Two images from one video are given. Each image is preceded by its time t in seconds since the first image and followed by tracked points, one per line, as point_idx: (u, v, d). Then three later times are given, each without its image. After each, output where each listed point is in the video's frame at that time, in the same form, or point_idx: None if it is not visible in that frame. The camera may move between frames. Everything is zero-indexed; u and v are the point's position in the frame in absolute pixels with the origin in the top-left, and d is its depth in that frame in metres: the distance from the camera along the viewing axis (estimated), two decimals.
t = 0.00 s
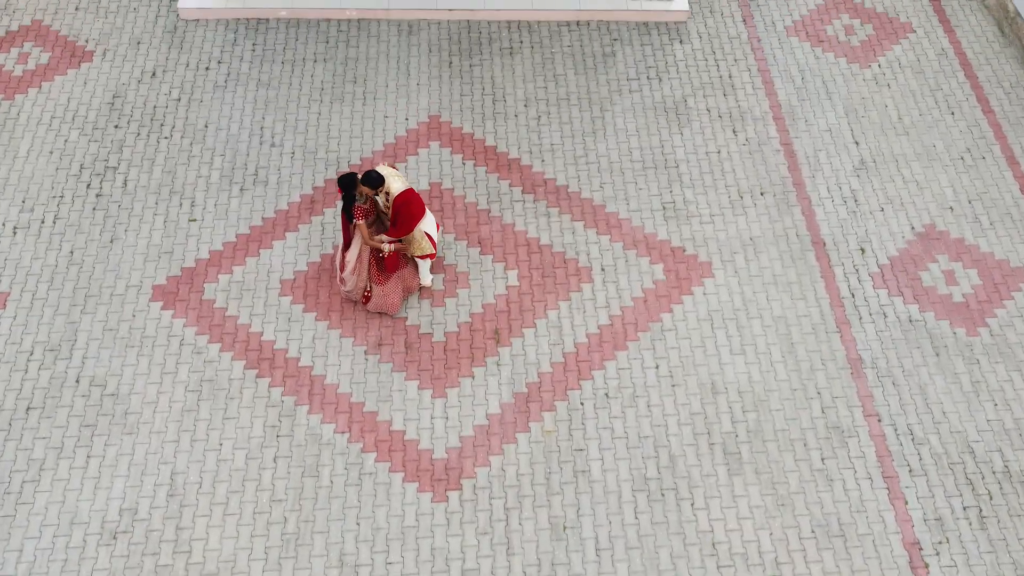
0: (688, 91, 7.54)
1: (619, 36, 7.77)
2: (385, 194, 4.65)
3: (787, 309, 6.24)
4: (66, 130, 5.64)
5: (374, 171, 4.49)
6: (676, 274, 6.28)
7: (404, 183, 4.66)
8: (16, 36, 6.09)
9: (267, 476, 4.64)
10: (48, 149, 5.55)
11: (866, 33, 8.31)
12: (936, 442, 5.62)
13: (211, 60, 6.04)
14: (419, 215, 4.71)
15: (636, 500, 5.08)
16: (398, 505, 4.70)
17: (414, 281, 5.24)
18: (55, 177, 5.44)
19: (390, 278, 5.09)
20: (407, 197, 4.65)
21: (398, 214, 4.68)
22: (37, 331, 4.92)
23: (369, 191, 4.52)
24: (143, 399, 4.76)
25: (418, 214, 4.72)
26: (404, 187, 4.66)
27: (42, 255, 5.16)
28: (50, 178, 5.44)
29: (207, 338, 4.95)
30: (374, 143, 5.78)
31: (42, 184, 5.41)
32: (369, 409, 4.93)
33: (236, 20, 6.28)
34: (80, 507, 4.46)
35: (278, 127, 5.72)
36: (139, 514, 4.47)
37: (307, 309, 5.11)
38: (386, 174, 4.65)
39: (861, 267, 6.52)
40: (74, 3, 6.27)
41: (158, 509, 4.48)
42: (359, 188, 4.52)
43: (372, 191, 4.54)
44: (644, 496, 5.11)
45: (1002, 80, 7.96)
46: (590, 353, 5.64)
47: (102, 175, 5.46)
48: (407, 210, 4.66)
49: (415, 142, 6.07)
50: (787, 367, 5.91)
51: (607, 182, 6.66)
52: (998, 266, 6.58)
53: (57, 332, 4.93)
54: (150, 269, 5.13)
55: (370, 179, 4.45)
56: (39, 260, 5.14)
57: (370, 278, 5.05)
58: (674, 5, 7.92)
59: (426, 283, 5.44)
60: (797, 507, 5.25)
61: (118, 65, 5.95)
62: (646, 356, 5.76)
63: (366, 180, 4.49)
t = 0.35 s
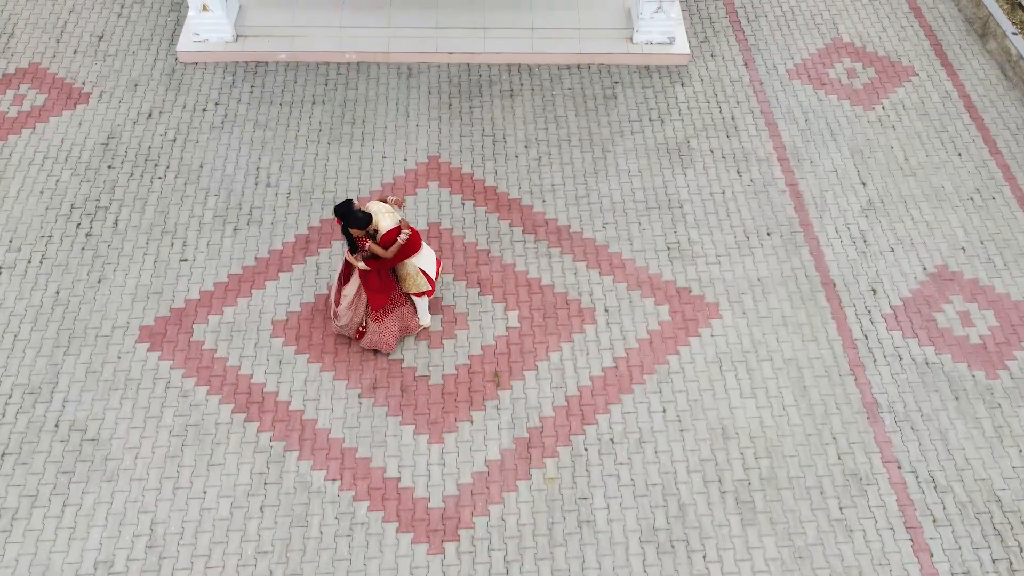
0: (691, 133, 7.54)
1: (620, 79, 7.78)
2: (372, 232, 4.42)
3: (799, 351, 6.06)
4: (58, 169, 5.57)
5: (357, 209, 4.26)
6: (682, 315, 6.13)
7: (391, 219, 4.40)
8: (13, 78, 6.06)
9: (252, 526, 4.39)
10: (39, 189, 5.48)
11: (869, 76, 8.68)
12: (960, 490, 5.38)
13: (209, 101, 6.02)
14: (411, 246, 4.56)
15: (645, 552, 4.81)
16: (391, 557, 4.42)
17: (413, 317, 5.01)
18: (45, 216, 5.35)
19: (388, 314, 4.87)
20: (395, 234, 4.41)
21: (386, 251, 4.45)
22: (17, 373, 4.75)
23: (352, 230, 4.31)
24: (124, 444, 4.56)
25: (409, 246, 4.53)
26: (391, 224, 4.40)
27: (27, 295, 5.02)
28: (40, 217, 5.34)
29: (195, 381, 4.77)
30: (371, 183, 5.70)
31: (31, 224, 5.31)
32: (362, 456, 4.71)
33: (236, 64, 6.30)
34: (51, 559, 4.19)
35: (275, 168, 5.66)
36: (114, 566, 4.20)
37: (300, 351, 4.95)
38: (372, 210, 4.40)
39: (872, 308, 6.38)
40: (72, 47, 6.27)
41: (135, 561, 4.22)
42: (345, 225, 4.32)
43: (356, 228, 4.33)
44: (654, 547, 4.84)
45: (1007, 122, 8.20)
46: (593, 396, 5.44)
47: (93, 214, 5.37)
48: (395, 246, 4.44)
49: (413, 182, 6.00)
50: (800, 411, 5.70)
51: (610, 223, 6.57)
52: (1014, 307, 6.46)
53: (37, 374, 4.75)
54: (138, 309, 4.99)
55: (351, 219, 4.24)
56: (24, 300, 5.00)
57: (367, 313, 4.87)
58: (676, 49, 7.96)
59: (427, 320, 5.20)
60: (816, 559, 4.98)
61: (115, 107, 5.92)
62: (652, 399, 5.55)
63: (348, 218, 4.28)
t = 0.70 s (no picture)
0: (694, 164, 7.50)
1: (620, 110, 7.77)
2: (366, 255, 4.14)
3: (809, 383, 5.89)
4: (49, 199, 5.46)
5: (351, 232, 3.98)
6: (688, 346, 5.98)
7: (386, 241, 4.13)
8: (8, 109, 5.99)
9: (238, 565, 4.12)
10: (29, 218, 5.36)
11: (873, 109, 8.76)
12: (984, 528, 5.14)
13: (205, 132, 5.96)
14: (408, 267, 4.32)
15: None
16: None
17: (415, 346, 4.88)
18: (34, 245, 5.21)
19: (391, 343, 4.72)
20: (391, 257, 4.14)
21: (381, 275, 4.18)
22: None
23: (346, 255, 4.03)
24: (105, 479, 4.33)
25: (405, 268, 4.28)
26: (387, 247, 4.12)
27: (11, 325, 4.86)
28: (28, 247, 5.21)
29: (182, 414, 4.58)
30: (369, 214, 5.65)
31: (19, 253, 5.18)
32: (354, 492, 4.48)
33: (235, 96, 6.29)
34: None
35: (270, 197, 5.57)
36: None
37: (292, 383, 4.77)
38: (367, 233, 4.13)
39: (884, 339, 6.25)
40: (69, 78, 6.22)
41: None
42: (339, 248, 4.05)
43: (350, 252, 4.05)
44: None
45: (1015, 152, 8.23)
46: (597, 430, 5.24)
47: (83, 244, 5.24)
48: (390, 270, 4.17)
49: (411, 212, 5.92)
50: (813, 446, 5.49)
51: (612, 253, 6.48)
52: None
53: (18, 407, 4.56)
54: (125, 340, 4.82)
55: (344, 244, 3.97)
56: (7, 331, 4.84)
57: (369, 341, 4.71)
58: (677, 81, 7.94)
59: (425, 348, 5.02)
60: None
61: (110, 138, 5.85)
62: (659, 433, 5.35)
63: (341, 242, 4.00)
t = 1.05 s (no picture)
0: (697, 196, 7.43)
1: (622, 143, 7.73)
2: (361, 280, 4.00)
3: (822, 418, 5.68)
4: (39, 230, 5.35)
5: (345, 255, 3.84)
6: (695, 378, 5.80)
7: (381, 263, 3.99)
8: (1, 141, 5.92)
9: None
10: (18, 249, 5.24)
11: (877, 142, 8.73)
12: (1013, 568, 4.86)
13: (201, 164, 5.89)
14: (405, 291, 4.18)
15: None
16: None
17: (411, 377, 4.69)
18: (21, 276, 5.09)
19: (387, 375, 4.52)
20: (387, 280, 4.00)
21: (377, 300, 4.03)
22: None
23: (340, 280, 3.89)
24: (82, 517, 4.10)
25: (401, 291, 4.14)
26: (382, 269, 3.99)
27: None
28: (15, 277, 5.08)
29: (166, 448, 4.37)
30: (366, 246, 5.57)
31: (5, 284, 5.05)
32: (345, 530, 4.24)
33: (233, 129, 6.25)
34: None
35: (264, 228, 5.46)
36: None
37: (282, 416, 4.57)
38: (361, 256, 4.00)
39: (899, 372, 6.05)
40: (65, 112, 6.18)
41: None
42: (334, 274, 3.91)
43: (344, 277, 3.91)
44: None
45: None
46: (601, 466, 5.02)
47: (71, 275, 5.11)
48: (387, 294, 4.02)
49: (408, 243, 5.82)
50: (829, 482, 5.26)
51: (615, 284, 6.34)
52: None
53: None
54: (110, 372, 4.65)
55: (339, 268, 3.83)
56: None
57: (365, 373, 4.51)
58: (678, 114, 7.93)
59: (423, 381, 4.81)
60: None
61: (104, 169, 5.78)
62: (666, 469, 5.13)
63: (336, 267, 3.86)
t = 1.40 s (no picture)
0: (701, 222, 7.37)
1: (624, 170, 7.68)
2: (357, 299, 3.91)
3: (835, 446, 5.54)
4: (29, 255, 5.24)
5: (339, 274, 3.77)
6: (702, 405, 5.66)
7: (376, 282, 3.91)
8: None
9: None
10: (6, 274, 5.12)
11: (882, 169, 8.68)
12: None
13: (196, 190, 5.81)
14: (402, 311, 4.09)
15: None
16: None
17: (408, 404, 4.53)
18: (8, 301, 4.95)
19: (384, 401, 4.36)
20: (383, 298, 3.91)
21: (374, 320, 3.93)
22: None
23: (335, 300, 3.80)
24: (60, 548, 3.88)
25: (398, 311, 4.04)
26: (378, 288, 3.91)
27: None
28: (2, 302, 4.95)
29: (150, 477, 4.17)
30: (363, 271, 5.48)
31: None
32: (336, 563, 4.03)
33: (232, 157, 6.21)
34: None
35: (259, 254, 5.35)
36: None
37: (273, 444, 4.39)
38: (356, 276, 3.93)
39: (912, 399, 5.93)
40: (61, 139, 6.13)
41: None
42: (328, 294, 3.83)
43: (339, 298, 3.82)
44: None
45: None
46: (606, 495, 4.82)
47: (60, 299, 4.98)
48: (384, 313, 3.93)
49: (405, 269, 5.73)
50: (844, 513, 5.09)
51: (618, 310, 6.22)
52: None
53: None
54: (95, 398, 4.48)
55: (333, 287, 3.74)
56: None
57: (360, 399, 4.36)
58: (680, 142, 7.89)
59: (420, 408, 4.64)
60: None
61: (98, 195, 5.70)
62: (673, 499, 4.93)
63: (330, 287, 3.78)
